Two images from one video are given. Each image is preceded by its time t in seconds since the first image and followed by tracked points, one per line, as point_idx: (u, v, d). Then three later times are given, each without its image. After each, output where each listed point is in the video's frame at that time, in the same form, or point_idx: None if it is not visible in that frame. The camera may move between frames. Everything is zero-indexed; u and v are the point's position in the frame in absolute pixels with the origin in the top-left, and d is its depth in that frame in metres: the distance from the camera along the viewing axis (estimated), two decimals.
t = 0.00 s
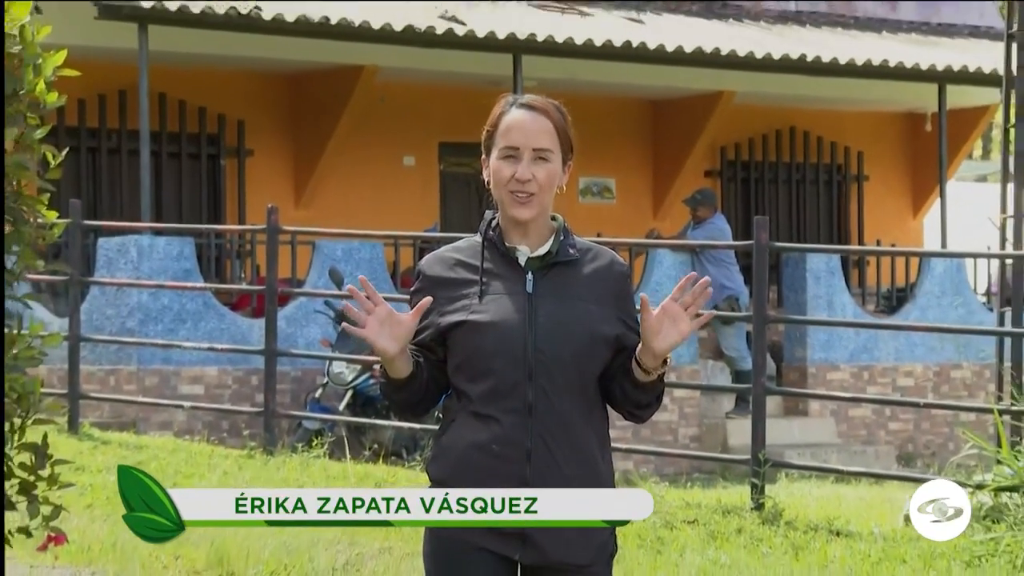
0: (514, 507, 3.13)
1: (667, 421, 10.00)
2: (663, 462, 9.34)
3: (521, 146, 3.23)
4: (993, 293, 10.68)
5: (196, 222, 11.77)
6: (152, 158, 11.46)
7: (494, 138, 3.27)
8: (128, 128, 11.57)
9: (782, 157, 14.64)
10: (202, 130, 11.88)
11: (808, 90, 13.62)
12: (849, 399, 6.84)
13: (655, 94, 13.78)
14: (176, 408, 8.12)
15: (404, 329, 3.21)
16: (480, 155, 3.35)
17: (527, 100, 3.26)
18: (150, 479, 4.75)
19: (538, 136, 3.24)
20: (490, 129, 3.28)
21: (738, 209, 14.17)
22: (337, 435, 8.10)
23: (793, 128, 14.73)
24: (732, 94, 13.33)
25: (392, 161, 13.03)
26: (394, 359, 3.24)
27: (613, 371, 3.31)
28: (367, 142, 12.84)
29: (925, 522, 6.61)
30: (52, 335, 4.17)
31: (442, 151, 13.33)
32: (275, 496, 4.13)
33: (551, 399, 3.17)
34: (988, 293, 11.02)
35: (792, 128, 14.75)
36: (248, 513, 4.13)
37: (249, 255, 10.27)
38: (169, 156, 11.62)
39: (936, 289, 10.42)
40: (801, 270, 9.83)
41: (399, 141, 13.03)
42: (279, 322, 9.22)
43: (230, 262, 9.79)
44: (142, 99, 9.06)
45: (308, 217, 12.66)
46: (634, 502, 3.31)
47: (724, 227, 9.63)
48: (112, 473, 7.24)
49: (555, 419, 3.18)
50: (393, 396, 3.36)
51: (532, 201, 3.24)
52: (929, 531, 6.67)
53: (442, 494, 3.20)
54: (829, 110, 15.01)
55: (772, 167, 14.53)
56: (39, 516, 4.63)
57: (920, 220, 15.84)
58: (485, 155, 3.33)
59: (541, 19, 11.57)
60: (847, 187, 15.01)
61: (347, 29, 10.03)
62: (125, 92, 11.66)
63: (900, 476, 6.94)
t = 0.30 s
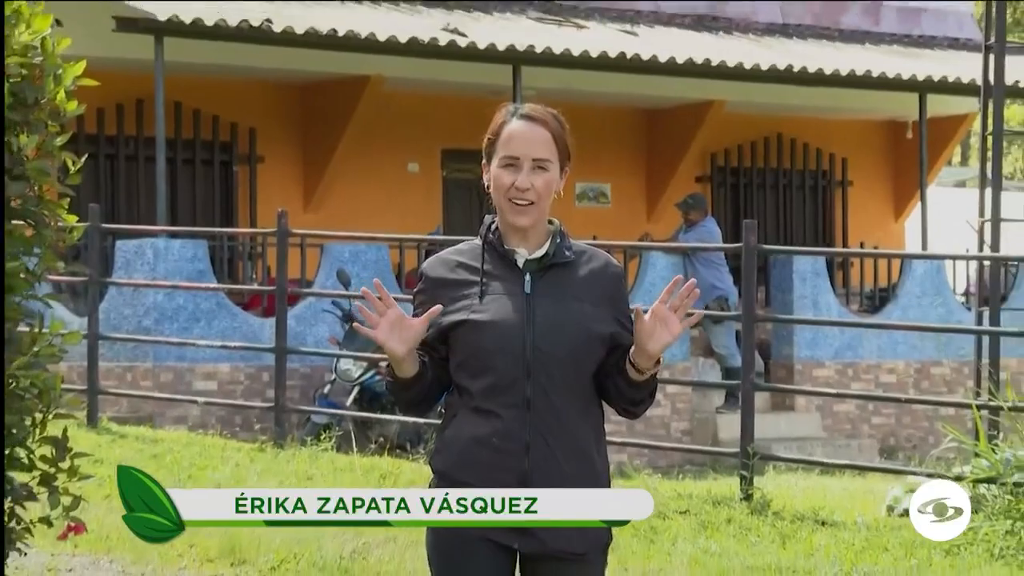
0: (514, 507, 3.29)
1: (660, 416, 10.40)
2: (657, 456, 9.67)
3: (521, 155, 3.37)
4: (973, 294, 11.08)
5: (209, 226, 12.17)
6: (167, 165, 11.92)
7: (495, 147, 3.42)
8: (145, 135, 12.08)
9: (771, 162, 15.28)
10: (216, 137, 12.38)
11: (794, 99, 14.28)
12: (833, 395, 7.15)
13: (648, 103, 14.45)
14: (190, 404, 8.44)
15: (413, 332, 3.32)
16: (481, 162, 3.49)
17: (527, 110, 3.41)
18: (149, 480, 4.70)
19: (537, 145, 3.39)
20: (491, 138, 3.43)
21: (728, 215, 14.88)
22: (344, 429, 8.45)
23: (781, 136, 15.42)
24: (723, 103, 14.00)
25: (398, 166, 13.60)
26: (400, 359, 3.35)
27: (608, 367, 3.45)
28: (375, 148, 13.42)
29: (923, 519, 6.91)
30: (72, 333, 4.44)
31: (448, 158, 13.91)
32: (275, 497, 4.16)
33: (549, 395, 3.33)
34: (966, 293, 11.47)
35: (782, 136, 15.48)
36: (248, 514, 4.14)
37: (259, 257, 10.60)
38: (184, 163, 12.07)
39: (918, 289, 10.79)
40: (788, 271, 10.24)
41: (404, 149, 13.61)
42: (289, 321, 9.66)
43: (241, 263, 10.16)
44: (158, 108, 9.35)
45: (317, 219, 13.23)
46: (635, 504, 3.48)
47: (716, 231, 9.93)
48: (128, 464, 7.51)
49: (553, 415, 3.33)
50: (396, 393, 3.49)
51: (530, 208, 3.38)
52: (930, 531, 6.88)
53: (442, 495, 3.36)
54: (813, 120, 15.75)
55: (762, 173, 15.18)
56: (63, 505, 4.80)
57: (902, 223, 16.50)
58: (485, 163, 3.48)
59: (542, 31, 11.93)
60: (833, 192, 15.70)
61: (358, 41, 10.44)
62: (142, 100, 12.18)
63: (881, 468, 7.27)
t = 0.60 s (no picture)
0: (514, 506, 3.48)
1: (654, 412, 10.82)
2: (650, 449, 10.03)
3: (520, 162, 3.58)
4: (953, 295, 11.44)
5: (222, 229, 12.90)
6: (181, 171, 12.67)
7: (495, 154, 3.62)
8: (160, 142, 12.75)
9: (759, 169, 16.11)
10: (228, 144, 13.14)
11: (783, 108, 14.86)
12: (819, 391, 7.46)
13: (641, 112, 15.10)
14: (204, 400, 8.78)
15: (415, 343, 3.52)
16: (481, 168, 3.69)
17: (525, 119, 3.61)
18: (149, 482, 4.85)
19: (535, 153, 3.59)
20: (491, 146, 3.63)
21: (719, 219, 15.61)
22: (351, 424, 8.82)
23: (768, 144, 16.20)
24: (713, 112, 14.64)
25: (403, 172, 14.32)
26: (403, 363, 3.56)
27: (603, 365, 3.65)
28: (381, 153, 14.14)
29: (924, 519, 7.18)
30: (89, 335, 4.39)
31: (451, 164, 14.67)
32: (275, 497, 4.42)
33: (546, 392, 3.53)
34: (946, 293, 11.83)
35: (768, 143, 16.22)
36: (248, 513, 4.41)
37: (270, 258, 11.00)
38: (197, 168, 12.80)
39: (900, 290, 11.12)
40: (777, 272, 10.62)
41: (409, 156, 14.32)
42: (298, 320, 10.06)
43: (252, 265, 10.57)
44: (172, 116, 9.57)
45: (325, 223, 13.96)
46: (634, 504, 3.68)
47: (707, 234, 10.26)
48: (145, 457, 7.83)
49: (550, 411, 3.53)
50: (399, 389, 3.70)
51: (527, 212, 3.58)
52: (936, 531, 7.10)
53: (442, 496, 3.58)
54: (800, 126, 16.45)
55: (750, 179, 15.99)
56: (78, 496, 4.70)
57: (885, 226, 17.32)
58: (485, 168, 3.67)
59: (539, 42, 12.27)
60: (818, 197, 16.46)
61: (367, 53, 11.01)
62: (157, 109, 12.86)
63: (865, 461, 7.60)
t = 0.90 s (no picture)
0: (514, 507, 3.80)
1: (647, 406, 11.26)
2: (644, 442, 10.43)
3: (518, 172, 3.87)
4: (935, 294, 11.82)
5: (234, 232, 13.55)
6: (194, 176, 13.37)
7: (494, 164, 3.91)
8: (174, 148, 13.38)
9: (749, 174, 16.66)
10: (239, 150, 13.82)
11: (773, 115, 15.39)
12: (805, 387, 7.82)
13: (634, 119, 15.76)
14: (216, 395, 9.15)
15: (422, 319, 3.80)
16: (482, 176, 3.98)
17: (522, 131, 3.89)
18: (148, 482, 5.28)
19: (531, 164, 3.87)
20: (491, 156, 3.92)
21: (709, 223, 16.20)
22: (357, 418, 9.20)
23: (757, 150, 16.73)
24: (704, 119, 15.33)
25: (408, 177, 15.02)
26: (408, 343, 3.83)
27: (597, 357, 3.93)
28: (387, 158, 14.82)
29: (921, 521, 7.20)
30: (107, 333, 5.27)
31: (453, 169, 15.33)
32: (273, 497, 4.87)
33: (543, 387, 3.82)
34: (928, 293, 12.22)
35: (756, 149, 16.74)
36: (248, 513, 4.86)
37: (280, 260, 11.51)
38: (210, 174, 13.54)
39: (883, 290, 11.59)
40: (765, 273, 11.05)
41: (412, 162, 15.01)
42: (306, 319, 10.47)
43: (263, 266, 11.08)
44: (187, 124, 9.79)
45: (333, 225, 14.63)
46: (636, 504, 4.12)
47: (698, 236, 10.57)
48: (161, 449, 8.20)
49: (547, 406, 3.83)
50: (401, 381, 3.98)
51: (525, 220, 3.87)
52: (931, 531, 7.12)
53: (443, 494, 3.90)
54: (787, 134, 16.95)
55: (739, 183, 16.56)
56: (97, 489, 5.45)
57: (868, 229, 17.74)
58: (485, 176, 3.97)
59: (537, 53, 12.64)
60: (805, 201, 16.97)
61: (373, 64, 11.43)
62: (171, 117, 13.48)
63: (849, 454, 7.97)
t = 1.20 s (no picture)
0: (514, 506, 4.15)
1: (641, 401, 11.69)
2: (639, 437, 10.81)
3: (517, 182, 4.15)
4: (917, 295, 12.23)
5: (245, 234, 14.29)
6: (208, 181, 14.17)
7: (495, 172, 4.20)
8: (189, 154, 14.10)
9: (740, 180, 17.10)
10: (250, 156, 14.70)
11: (762, 120, 15.91)
12: (791, 383, 8.16)
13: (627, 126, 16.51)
14: (229, 391, 9.55)
15: (422, 344, 4.12)
16: (482, 182, 4.27)
17: (522, 142, 4.18)
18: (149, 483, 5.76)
19: (530, 174, 4.16)
20: (492, 164, 4.20)
21: (700, 226, 16.82)
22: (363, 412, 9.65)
23: (746, 156, 17.11)
24: (694, 126, 16.03)
25: (413, 183, 15.71)
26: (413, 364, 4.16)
27: (592, 358, 4.26)
28: (392, 165, 15.51)
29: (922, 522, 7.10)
30: (125, 331, 5.98)
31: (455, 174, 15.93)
32: (272, 498, 5.50)
33: (541, 385, 4.14)
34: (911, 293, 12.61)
35: (746, 156, 17.12)
36: (249, 512, 5.48)
37: (291, 261, 12.06)
38: (223, 178, 14.40)
39: (867, 291, 11.99)
40: (754, 274, 11.40)
41: (416, 168, 15.70)
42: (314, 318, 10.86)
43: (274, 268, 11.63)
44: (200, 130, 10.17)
45: (341, 228, 15.38)
46: (636, 504, 4.70)
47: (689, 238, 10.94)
48: (177, 443, 8.57)
49: (544, 403, 4.15)
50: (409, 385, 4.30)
51: (524, 226, 4.16)
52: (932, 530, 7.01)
53: (443, 494, 4.26)
54: (778, 141, 17.31)
55: (731, 188, 17.05)
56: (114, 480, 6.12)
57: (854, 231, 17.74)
58: (486, 182, 4.26)
59: (536, 63, 13.00)
60: (792, 205, 17.23)
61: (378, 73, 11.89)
62: (186, 124, 14.18)
63: (833, 447, 8.33)
